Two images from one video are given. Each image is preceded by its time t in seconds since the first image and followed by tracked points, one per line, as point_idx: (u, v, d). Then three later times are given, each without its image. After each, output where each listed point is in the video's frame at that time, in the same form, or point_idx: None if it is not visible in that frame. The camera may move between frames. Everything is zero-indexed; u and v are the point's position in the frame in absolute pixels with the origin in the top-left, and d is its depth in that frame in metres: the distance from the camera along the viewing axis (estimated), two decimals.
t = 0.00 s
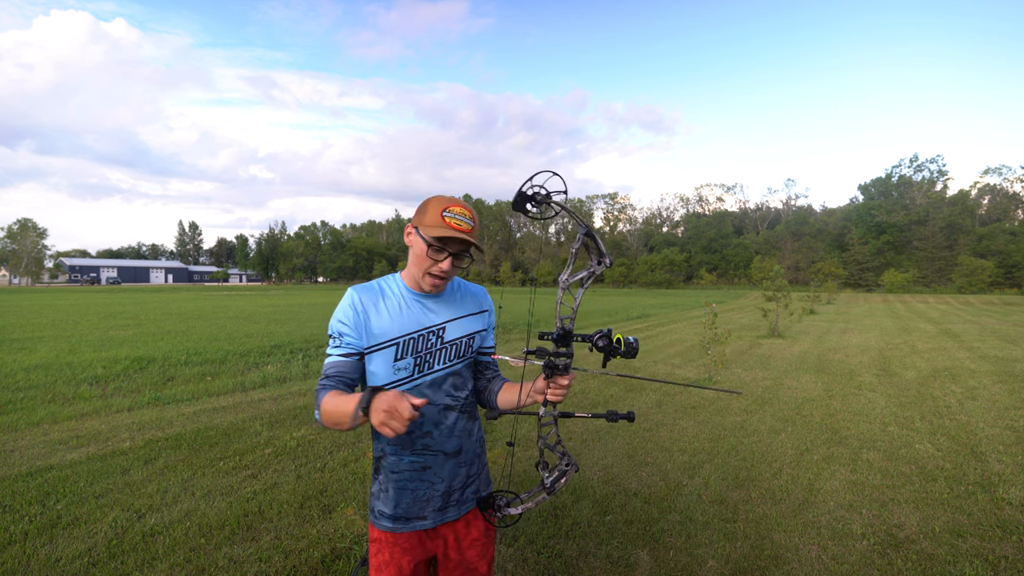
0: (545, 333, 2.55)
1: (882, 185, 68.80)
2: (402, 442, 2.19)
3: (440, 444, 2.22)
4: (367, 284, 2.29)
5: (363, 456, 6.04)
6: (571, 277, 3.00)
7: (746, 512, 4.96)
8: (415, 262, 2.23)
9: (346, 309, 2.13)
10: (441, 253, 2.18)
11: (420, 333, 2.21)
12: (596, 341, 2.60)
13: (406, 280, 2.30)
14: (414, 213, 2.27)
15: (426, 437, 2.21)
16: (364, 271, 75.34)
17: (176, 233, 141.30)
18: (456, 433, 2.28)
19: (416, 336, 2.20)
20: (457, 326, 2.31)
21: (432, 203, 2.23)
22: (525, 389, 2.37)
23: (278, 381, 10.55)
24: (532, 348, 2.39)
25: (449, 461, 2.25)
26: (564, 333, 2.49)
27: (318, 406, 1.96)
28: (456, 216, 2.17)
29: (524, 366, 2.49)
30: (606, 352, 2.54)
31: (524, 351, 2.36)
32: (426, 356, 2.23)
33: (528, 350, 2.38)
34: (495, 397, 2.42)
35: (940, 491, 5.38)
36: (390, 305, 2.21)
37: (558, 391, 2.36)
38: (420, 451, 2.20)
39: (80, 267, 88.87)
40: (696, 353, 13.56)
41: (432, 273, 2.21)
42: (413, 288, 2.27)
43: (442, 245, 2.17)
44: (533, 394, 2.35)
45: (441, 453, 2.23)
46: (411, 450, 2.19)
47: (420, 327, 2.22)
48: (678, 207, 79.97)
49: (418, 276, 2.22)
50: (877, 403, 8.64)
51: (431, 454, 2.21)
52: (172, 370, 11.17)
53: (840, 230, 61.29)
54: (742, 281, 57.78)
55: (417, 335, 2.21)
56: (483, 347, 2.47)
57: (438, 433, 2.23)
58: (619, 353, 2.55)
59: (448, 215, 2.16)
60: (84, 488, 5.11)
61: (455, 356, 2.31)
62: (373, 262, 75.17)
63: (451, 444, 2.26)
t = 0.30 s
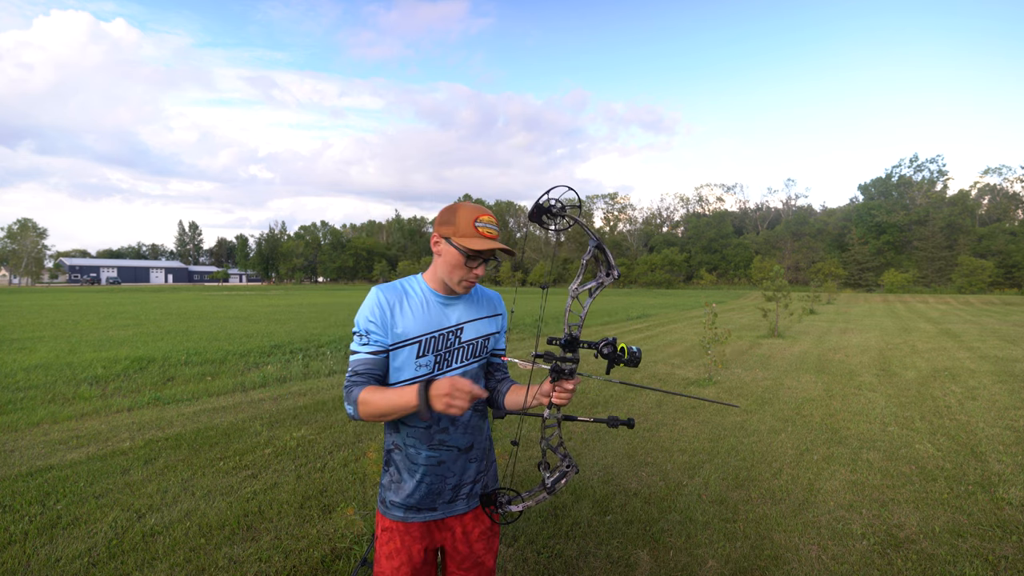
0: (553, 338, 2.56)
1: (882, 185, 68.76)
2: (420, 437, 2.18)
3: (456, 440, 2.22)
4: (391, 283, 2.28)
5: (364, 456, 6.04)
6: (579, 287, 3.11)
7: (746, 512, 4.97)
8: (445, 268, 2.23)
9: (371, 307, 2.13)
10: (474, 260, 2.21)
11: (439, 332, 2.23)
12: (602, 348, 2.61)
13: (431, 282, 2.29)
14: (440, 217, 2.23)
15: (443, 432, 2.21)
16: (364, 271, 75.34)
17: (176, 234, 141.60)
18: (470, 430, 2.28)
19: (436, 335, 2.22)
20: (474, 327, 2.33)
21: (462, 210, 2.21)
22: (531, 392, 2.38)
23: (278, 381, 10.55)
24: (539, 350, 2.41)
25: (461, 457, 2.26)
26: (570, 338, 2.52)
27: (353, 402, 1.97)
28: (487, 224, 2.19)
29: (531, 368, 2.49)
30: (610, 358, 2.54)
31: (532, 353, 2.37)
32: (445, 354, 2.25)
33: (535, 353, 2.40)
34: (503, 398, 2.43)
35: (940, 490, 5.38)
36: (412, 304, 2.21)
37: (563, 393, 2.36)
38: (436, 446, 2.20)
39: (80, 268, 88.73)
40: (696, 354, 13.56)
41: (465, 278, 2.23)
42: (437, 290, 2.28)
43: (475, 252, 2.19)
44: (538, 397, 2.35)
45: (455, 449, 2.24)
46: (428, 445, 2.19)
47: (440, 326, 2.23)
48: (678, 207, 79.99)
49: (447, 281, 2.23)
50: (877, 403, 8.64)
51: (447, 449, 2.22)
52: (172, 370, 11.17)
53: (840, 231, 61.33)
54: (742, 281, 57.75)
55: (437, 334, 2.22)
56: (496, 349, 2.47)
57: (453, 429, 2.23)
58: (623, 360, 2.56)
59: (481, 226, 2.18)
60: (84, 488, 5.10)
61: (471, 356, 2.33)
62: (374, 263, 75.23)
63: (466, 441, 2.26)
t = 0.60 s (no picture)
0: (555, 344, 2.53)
1: (882, 185, 68.69)
2: (421, 428, 2.20)
3: (457, 434, 2.23)
4: (407, 279, 2.29)
5: (364, 456, 6.04)
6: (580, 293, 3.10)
7: (746, 512, 4.96)
8: (461, 271, 2.22)
9: (388, 300, 2.15)
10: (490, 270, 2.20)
11: (448, 331, 2.23)
12: (602, 355, 2.59)
13: (445, 282, 2.28)
14: (463, 222, 2.23)
15: (444, 425, 2.22)
16: (364, 271, 75.32)
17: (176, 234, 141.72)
18: (470, 426, 2.28)
19: (446, 333, 2.22)
20: (483, 329, 2.32)
21: (485, 218, 2.19)
22: (530, 396, 2.38)
23: (278, 381, 10.55)
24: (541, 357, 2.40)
25: (459, 452, 2.26)
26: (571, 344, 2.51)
27: (371, 391, 2.02)
28: (507, 236, 2.18)
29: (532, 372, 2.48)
30: (610, 365, 2.54)
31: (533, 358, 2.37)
32: (452, 353, 2.26)
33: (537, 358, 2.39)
34: (506, 400, 2.43)
35: (940, 491, 5.38)
36: (427, 301, 2.22)
37: (564, 397, 2.37)
38: (435, 438, 2.21)
39: (80, 267, 88.62)
40: (696, 354, 13.56)
41: (478, 286, 2.22)
42: (451, 290, 2.27)
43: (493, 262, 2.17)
44: (538, 401, 2.34)
45: (454, 443, 2.24)
46: (429, 436, 2.20)
47: (450, 325, 2.23)
48: (678, 207, 80.03)
49: (462, 286, 2.23)
50: (877, 403, 8.64)
51: (446, 442, 2.23)
52: (172, 370, 11.16)
53: (840, 231, 61.36)
54: (742, 281, 57.75)
55: (447, 332, 2.22)
56: (502, 352, 2.46)
57: (452, 423, 2.23)
58: (622, 366, 2.55)
59: (502, 238, 2.16)
60: (84, 488, 5.10)
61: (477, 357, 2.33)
62: (374, 263, 75.27)
63: (466, 436, 2.27)
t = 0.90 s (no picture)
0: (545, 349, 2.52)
1: (883, 185, 68.65)
2: (412, 427, 2.21)
3: (448, 433, 2.22)
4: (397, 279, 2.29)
5: (364, 456, 6.04)
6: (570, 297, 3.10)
7: (746, 512, 4.96)
8: (448, 270, 2.22)
9: (377, 300, 2.15)
10: (477, 267, 2.20)
11: (437, 330, 2.22)
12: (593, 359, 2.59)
13: (435, 281, 2.28)
14: (450, 223, 2.24)
15: (435, 424, 2.21)
16: (364, 271, 75.31)
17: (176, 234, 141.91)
18: (462, 425, 2.27)
19: (435, 332, 2.22)
20: (472, 328, 2.31)
21: (471, 217, 2.20)
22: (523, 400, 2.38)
23: (278, 381, 10.55)
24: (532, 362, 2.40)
25: (451, 451, 2.25)
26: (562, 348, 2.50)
27: (361, 390, 2.02)
28: (493, 233, 2.18)
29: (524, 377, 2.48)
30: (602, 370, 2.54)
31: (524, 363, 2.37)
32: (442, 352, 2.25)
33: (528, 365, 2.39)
34: (497, 402, 2.42)
35: (940, 491, 5.38)
36: (416, 300, 2.22)
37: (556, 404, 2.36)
38: (425, 437, 2.21)
39: (80, 267, 88.56)
40: (696, 354, 13.56)
41: (467, 284, 2.23)
42: (441, 290, 2.27)
43: (481, 259, 2.18)
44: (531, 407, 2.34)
45: (446, 443, 2.23)
46: (419, 435, 2.20)
47: (439, 325, 2.23)
48: (678, 207, 80.07)
49: (451, 285, 2.23)
50: (877, 403, 8.64)
51: (437, 441, 2.22)
52: (172, 370, 11.16)
53: (840, 231, 61.36)
54: (742, 281, 57.76)
55: (435, 332, 2.22)
56: (494, 353, 2.45)
57: (443, 422, 2.23)
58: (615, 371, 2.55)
59: (487, 235, 2.15)
60: (84, 488, 5.10)
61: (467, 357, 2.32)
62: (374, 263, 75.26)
63: (457, 435, 2.26)
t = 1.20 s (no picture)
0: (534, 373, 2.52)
1: (882, 185, 68.64)
2: (394, 434, 2.18)
3: (433, 437, 2.20)
4: (368, 286, 2.29)
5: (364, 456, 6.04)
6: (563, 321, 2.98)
7: (746, 512, 4.96)
8: (412, 263, 2.23)
9: (351, 306, 2.14)
10: (436, 242, 2.19)
11: (415, 332, 2.21)
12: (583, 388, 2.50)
13: (406, 283, 2.29)
14: (397, 222, 2.27)
15: (418, 429, 2.19)
16: (364, 271, 75.27)
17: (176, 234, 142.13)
18: (447, 428, 2.25)
19: (411, 334, 2.21)
20: (449, 328, 2.31)
21: (410, 205, 2.23)
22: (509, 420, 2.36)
23: (278, 381, 10.55)
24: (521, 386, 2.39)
25: (438, 455, 2.23)
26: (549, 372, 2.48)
27: (343, 398, 2.00)
28: (434, 205, 2.17)
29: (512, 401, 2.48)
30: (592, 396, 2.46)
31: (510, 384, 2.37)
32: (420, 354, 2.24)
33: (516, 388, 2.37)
34: (481, 412, 2.42)
35: (940, 491, 5.38)
36: (390, 305, 2.21)
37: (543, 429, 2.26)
38: (410, 443, 2.18)
39: (80, 267, 88.45)
40: (696, 354, 13.56)
41: (433, 266, 2.21)
42: (411, 288, 2.28)
43: (433, 235, 2.17)
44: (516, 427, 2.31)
45: (431, 447, 2.21)
46: (403, 441, 2.18)
47: (416, 326, 2.22)
48: (678, 207, 80.08)
49: (420, 276, 2.22)
50: (877, 403, 8.64)
51: (422, 446, 2.20)
52: (172, 370, 11.16)
53: (840, 231, 61.38)
54: (742, 282, 57.73)
55: (413, 334, 2.21)
56: (473, 352, 2.45)
57: (428, 427, 2.20)
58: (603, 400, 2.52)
59: (429, 209, 2.16)
60: (84, 488, 5.11)
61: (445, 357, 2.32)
62: (374, 262, 75.28)
63: (442, 439, 2.24)
